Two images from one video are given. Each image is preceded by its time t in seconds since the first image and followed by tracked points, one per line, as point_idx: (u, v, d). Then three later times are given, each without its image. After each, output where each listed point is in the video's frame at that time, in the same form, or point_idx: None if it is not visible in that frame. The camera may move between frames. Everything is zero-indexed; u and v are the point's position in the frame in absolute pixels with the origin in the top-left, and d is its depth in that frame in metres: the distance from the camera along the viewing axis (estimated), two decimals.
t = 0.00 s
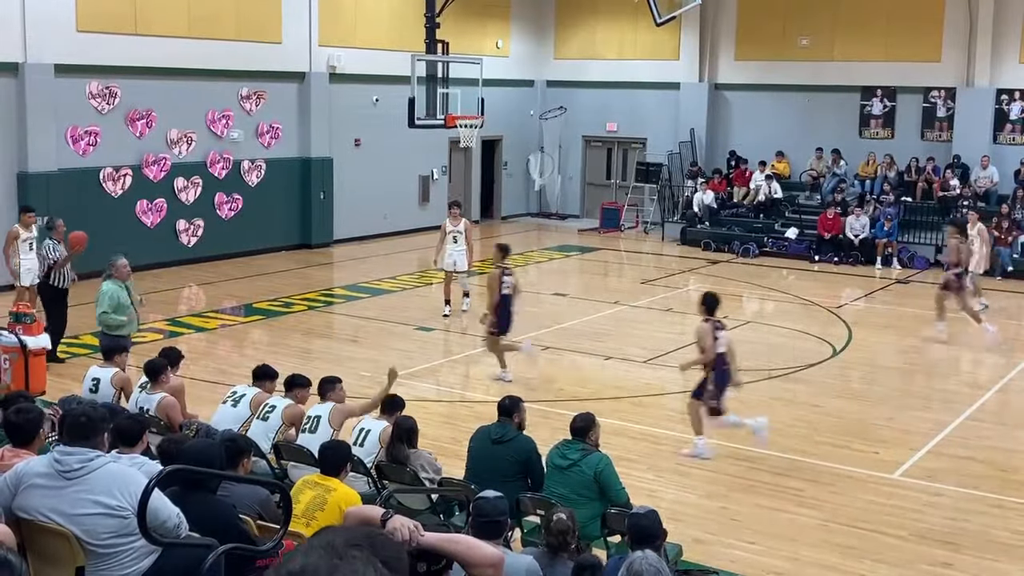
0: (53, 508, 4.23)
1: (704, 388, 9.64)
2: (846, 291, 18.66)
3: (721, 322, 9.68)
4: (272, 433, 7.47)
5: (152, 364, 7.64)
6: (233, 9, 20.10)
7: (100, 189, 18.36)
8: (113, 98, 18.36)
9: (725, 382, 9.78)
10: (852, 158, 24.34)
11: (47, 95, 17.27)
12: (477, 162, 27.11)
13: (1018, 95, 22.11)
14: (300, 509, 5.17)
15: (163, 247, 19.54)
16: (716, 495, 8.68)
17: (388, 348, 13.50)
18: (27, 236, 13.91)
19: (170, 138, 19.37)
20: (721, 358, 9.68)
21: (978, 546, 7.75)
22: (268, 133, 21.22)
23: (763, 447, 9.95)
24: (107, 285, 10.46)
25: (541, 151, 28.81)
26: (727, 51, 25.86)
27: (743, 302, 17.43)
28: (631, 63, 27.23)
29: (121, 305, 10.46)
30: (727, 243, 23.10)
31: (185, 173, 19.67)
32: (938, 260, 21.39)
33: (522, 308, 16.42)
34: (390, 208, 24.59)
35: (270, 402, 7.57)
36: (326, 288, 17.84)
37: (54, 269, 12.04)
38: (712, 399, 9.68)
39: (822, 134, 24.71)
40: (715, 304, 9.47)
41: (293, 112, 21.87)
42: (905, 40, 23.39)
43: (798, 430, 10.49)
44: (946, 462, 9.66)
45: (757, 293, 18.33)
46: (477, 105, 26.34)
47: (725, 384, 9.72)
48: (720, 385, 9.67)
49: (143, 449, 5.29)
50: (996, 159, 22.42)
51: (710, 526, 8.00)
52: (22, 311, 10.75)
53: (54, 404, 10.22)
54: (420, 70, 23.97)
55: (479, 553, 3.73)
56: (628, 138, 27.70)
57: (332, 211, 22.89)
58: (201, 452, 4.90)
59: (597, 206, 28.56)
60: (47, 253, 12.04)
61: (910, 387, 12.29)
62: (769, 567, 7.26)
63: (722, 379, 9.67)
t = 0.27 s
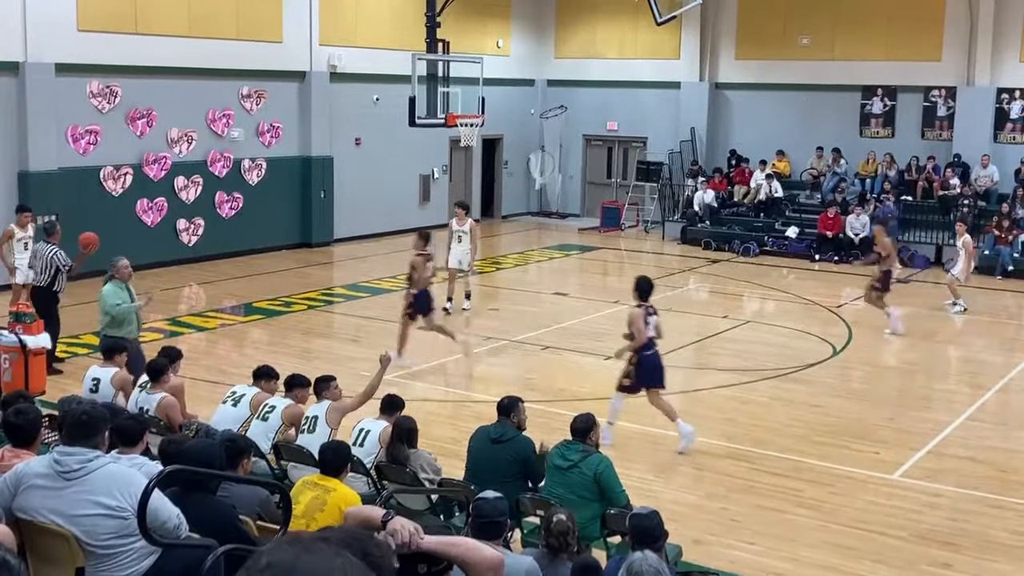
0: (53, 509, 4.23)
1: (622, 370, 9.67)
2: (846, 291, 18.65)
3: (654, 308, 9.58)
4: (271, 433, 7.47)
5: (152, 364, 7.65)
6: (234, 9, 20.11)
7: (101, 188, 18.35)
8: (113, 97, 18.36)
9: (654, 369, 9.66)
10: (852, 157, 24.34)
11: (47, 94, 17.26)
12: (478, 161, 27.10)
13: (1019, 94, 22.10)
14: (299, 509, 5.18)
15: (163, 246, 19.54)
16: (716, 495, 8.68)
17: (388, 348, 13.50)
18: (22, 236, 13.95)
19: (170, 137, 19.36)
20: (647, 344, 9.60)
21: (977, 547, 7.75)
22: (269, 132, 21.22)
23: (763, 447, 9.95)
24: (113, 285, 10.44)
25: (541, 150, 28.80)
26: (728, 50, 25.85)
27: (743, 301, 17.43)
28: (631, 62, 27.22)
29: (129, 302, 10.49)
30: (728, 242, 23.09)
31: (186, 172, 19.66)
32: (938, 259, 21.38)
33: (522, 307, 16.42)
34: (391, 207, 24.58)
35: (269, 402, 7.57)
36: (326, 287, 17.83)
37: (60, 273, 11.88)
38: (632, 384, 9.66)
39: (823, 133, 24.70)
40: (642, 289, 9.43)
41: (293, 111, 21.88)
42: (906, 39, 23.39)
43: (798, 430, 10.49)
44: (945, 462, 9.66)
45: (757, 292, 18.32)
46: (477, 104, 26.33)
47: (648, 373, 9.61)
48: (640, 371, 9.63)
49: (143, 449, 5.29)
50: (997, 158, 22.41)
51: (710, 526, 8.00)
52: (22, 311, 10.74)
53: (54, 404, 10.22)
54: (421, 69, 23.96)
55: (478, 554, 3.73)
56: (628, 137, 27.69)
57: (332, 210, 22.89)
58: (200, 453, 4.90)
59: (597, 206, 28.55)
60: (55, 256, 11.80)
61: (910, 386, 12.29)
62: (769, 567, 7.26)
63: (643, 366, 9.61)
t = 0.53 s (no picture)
0: (53, 508, 4.22)
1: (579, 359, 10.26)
2: (846, 291, 18.65)
3: (611, 301, 10.25)
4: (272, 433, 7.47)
5: (154, 364, 7.65)
6: (235, 9, 20.12)
7: (101, 189, 18.35)
8: (114, 98, 18.37)
9: (606, 357, 10.32)
10: (852, 158, 24.34)
11: (47, 94, 17.26)
12: (478, 162, 27.10)
13: (1019, 95, 22.10)
14: (299, 508, 5.17)
15: (164, 247, 19.54)
16: (717, 495, 8.67)
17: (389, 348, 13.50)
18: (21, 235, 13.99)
19: (171, 137, 19.37)
20: (602, 334, 10.25)
21: (979, 546, 7.74)
22: (269, 133, 21.22)
23: (763, 447, 9.95)
24: (128, 285, 10.19)
25: (541, 151, 28.81)
26: (728, 51, 25.85)
27: (743, 302, 17.43)
28: (631, 63, 27.24)
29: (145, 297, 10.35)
30: (728, 243, 23.09)
31: (186, 172, 19.67)
32: (938, 260, 21.39)
33: (523, 308, 16.42)
34: (391, 208, 24.58)
35: (270, 402, 7.57)
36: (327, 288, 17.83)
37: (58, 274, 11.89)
38: (587, 372, 10.31)
39: (823, 134, 24.69)
40: (600, 281, 10.06)
41: (294, 113, 21.89)
42: (905, 40, 23.40)
43: (798, 430, 10.50)
44: (946, 462, 9.66)
45: (757, 293, 18.32)
46: (478, 105, 26.32)
47: (603, 360, 10.28)
48: (594, 359, 10.27)
49: (143, 449, 5.29)
50: (997, 159, 22.41)
51: (711, 526, 8.00)
52: (22, 311, 10.74)
53: (55, 404, 10.22)
54: (421, 70, 23.97)
55: (480, 555, 3.75)
56: (629, 138, 27.69)
57: (332, 211, 22.89)
58: (201, 453, 4.90)
59: (598, 206, 28.55)
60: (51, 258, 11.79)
61: (911, 387, 12.29)
62: (770, 567, 7.26)
63: (599, 354, 10.26)
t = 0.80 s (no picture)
0: (55, 508, 4.23)
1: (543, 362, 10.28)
2: (848, 291, 18.64)
3: (576, 304, 10.29)
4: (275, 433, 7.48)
5: (156, 364, 7.66)
6: (237, 9, 20.13)
7: (104, 188, 18.36)
8: (116, 97, 18.37)
9: (571, 362, 10.35)
10: (854, 157, 24.33)
11: (49, 94, 17.27)
12: (480, 162, 27.11)
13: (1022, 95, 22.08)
14: (302, 507, 5.16)
15: (166, 246, 19.55)
16: (719, 495, 8.67)
17: (391, 348, 13.50)
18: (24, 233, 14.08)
19: (173, 136, 19.37)
20: (568, 339, 10.27)
21: (980, 546, 7.74)
22: (271, 132, 21.23)
23: (766, 447, 9.95)
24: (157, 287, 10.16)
25: (543, 150, 28.81)
26: (730, 50, 25.85)
27: (745, 301, 17.42)
28: (633, 62, 27.23)
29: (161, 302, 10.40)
30: (730, 242, 23.08)
31: (189, 172, 19.67)
32: (941, 259, 21.39)
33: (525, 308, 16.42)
34: (393, 207, 24.58)
35: (273, 401, 7.56)
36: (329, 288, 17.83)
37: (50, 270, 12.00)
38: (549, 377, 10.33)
39: (825, 134, 24.68)
40: (564, 285, 10.16)
41: (296, 113, 21.89)
42: (907, 39, 23.40)
43: (801, 430, 10.50)
44: (948, 462, 9.66)
45: (760, 292, 18.32)
46: (480, 104, 26.31)
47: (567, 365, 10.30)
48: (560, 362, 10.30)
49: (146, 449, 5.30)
50: (999, 158, 22.39)
51: (713, 526, 8.00)
52: (25, 310, 10.75)
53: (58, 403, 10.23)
54: (423, 69, 23.98)
55: (484, 554, 3.75)
56: (631, 137, 27.69)
57: (334, 210, 22.89)
58: (204, 452, 4.92)
59: (599, 206, 28.53)
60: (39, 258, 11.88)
61: (913, 386, 12.28)
62: (771, 567, 7.26)
63: (564, 358, 10.28)
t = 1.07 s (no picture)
0: (65, 505, 4.23)
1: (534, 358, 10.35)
2: (857, 291, 18.60)
3: (559, 299, 10.39)
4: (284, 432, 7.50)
5: (166, 363, 7.68)
6: (246, 9, 20.16)
7: (113, 187, 18.41)
8: (125, 97, 18.41)
9: (562, 355, 10.48)
10: (863, 157, 24.27)
11: (59, 94, 17.32)
12: (488, 161, 27.11)
13: None
14: (310, 506, 5.17)
15: (175, 245, 19.60)
16: (727, 495, 8.66)
17: (399, 347, 13.52)
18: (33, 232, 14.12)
19: (182, 136, 19.41)
20: (555, 333, 10.40)
21: (989, 547, 7.72)
22: (280, 132, 21.26)
23: (775, 447, 9.93)
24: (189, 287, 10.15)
25: (552, 150, 28.79)
26: (739, 50, 25.80)
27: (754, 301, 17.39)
28: (641, 62, 27.21)
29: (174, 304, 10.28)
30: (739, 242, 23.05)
31: (198, 171, 19.71)
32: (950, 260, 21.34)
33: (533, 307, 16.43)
34: (401, 207, 24.61)
35: (281, 400, 7.60)
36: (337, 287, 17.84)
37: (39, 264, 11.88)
38: (543, 371, 10.42)
39: (834, 133, 24.64)
40: (548, 282, 10.21)
41: (305, 113, 21.93)
42: (916, 39, 23.35)
43: (809, 430, 10.48)
44: (958, 462, 9.63)
45: (768, 292, 18.28)
46: (488, 104, 26.31)
47: (560, 359, 10.44)
48: (551, 357, 10.41)
49: (155, 446, 5.32)
50: (1009, 158, 22.31)
51: (721, 526, 7.99)
52: (34, 309, 10.78)
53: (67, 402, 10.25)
54: (432, 69, 24.00)
55: (493, 553, 3.74)
56: (639, 137, 27.66)
57: (343, 209, 22.92)
58: (214, 451, 4.93)
59: (608, 205, 28.51)
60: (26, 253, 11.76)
61: (922, 386, 12.25)
62: (780, 567, 7.25)
63: (555, 352, 10.41)
